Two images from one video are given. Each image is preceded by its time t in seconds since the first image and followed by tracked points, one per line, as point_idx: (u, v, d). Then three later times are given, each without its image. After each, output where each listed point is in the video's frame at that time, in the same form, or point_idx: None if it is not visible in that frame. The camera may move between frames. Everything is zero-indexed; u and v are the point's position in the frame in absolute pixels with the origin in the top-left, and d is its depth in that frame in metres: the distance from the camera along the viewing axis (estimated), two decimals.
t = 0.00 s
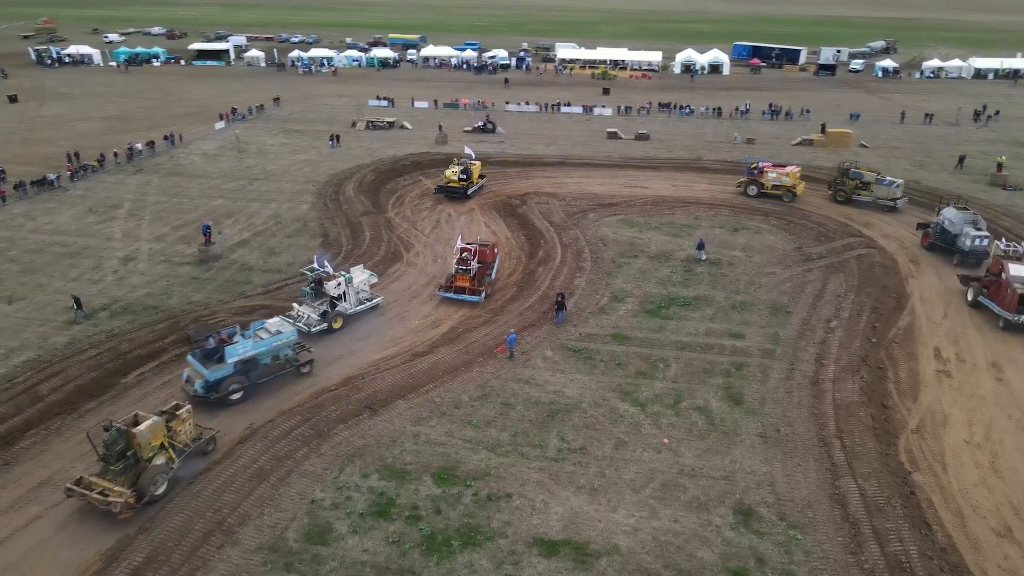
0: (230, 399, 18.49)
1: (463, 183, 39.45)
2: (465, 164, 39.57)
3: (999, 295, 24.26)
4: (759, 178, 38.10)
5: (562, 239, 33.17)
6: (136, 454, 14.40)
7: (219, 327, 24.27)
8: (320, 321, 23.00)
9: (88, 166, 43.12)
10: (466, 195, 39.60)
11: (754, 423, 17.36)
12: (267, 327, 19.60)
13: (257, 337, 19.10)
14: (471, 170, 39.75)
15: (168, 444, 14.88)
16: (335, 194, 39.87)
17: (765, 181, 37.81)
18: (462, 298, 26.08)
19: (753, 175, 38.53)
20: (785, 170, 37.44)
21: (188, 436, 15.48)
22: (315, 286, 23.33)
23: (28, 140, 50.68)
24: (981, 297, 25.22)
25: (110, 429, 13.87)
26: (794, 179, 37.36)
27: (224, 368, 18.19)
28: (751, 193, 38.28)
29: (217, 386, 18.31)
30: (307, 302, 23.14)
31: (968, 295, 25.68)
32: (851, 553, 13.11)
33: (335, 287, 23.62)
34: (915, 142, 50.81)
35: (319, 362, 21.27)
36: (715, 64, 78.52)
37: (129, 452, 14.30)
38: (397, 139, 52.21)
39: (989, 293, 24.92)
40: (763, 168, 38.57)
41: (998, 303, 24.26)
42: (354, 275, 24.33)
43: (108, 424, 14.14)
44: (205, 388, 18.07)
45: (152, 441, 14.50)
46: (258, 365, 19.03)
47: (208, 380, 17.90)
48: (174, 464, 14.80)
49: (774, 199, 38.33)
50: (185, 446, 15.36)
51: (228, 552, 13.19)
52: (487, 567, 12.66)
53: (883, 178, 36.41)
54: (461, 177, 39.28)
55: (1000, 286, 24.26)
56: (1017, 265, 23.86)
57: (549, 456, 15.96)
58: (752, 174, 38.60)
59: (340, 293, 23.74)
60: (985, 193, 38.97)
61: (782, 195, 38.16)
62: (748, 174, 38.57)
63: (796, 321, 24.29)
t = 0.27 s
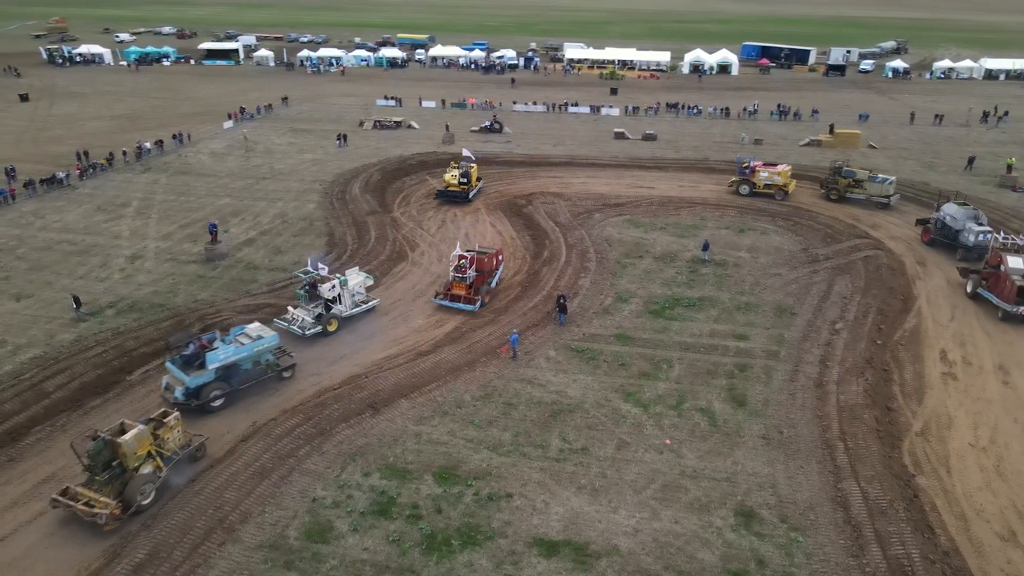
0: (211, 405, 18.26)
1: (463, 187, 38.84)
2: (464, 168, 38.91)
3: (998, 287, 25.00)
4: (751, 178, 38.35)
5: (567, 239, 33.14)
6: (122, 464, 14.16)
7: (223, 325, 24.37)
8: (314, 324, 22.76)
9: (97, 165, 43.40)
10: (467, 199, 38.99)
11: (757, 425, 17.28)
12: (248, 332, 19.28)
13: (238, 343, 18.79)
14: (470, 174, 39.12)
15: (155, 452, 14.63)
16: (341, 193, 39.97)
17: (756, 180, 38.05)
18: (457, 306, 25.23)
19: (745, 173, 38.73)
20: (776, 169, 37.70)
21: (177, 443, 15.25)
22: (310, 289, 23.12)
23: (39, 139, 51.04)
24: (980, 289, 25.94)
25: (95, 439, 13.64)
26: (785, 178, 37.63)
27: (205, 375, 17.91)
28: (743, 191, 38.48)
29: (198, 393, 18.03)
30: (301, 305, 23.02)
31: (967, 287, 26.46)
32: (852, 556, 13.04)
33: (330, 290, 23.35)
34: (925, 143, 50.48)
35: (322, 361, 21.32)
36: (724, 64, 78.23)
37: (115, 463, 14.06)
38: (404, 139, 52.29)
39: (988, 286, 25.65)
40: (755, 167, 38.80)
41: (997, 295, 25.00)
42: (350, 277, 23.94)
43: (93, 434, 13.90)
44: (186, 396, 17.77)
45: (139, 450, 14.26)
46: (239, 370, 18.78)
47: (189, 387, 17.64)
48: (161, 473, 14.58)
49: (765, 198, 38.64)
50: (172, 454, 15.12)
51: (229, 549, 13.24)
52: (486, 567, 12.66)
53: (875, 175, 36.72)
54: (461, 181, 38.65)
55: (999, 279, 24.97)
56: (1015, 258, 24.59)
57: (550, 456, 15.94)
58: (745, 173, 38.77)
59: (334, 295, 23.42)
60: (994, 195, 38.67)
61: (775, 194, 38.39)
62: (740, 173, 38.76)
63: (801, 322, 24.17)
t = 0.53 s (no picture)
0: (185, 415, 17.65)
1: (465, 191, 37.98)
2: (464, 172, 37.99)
3: (998, 276, 25.87)
4: (740, 176, 38.78)
5: (573, 239, 33.10)
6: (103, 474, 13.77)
7: (229, 323, 24.50)
8: (305, 327, 22.37)
9: (108, 163, 43.74)
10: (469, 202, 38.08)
11: (760, 427, 17.19)
12: (222, 339, 18.65)
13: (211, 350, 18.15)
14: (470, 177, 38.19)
15: (137, 462, 14.21)
16: (349, 193, 40.10)
17: (747, 178, 38.42)
18: (446, 314, 24.27)
19: (734, 172, 39.15)
20: (766, 167, 38.11)
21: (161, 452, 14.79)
22: (301, 292, 22.70)
23: (51, 137, 51.50)
24: (979, 279, 26.77)
25: (75, 448, 13.31)
26: (774, 176, 38.00)
27: (178, 384, 17.30)
28: (733, 190, 38.96)
29: (171, 403, 17.42)
30: (293, 308, 22.58)
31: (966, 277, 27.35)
32: (854, 560, 12.95)
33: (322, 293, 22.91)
34: (936, 144, 50.08)
35: (326, 360, 21.40)
36: (734, 64, 77.92)
37: (95, 472, 13.67)
38: (413, 138, 52.39)
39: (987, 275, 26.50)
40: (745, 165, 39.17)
41: (997, 284, 25.87)
42: (343, 280, 23.48)
43: (73, 442, 13.55)
44: (158, 406, 17.15)
45: (120, 460, 13.86)
46: (214, 379, 18.17)
47: (162, 397, 17.05)
48: (143, 484, 14.14)
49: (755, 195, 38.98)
50: (157, 463, 14.68)
51: (230, 546, 13.30)
52: (485, 567, 12.66)
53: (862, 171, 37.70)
54: (462, 185, 37.76)
55: (999, 269, 25.87)
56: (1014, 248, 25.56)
57: (552, 456, 15.92)
58: (735, 171, 39.15)
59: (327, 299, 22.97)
60: (1005, 197, 38.31)
61: (764, 192, 38.81)
62: (730, 172, 39.15)
63: (807, 324, 24.04)
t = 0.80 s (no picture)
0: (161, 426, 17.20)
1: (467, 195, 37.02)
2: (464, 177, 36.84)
3: (997, 267, 26.82)
4: (730, 175, 39.02)
5: (578, 239, 33.05)
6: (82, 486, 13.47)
7: (233, 321, 24.60)
8: (296, 331, 22.03)
9: (116, 162, 43.97)
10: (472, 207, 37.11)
11: (762, 429, 17.12)
12: (197, 346, 18.18)
13: (186, 359, 17.68)
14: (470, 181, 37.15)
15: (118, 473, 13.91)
16: (355, 192, 40.19)
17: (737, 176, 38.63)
18: (436, 323, 23.55)
19: (723, 172, 39.47)
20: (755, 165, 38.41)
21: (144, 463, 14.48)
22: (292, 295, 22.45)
23: (61, 136, 51.83)
24: (977, 270, 27.73)
25: (52, 459, 13.07)
26: (763, 174, 38.29)
27: (151, 394, 16.85)
28: (723, 189, 39.16)
29: (145, 414, 16.96)
30: (284, 312, 22.33)
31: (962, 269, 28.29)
32: (855, 563, 12.88)
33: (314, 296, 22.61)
34: (945, 145, 49.75)
35: (329, 358, 21.45)
36: (743, 64, 77.60)
37: (73, 484, 13.38)
38: (420, 138, 52.46)
39: (985, 266, 27.46)
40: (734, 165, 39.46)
41: (996, 274, 26.84)
42: (335, 284, 23.15)
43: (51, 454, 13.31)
44: (132, 418, 16.69)
45: (100, 471, 13.57)
46: (189, 387, 17.71)
47: (135, 408, 16.59)
48: (124, 496, 13.82)
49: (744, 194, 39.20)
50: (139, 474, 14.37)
51: (230, 543, 13.35)
52: (484, 566, 12.65)
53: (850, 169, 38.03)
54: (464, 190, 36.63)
55: (997, 259, 26.88)
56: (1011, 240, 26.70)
57: (553, 456, 15.90)
58: (724, 171, 39.41)
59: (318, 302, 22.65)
60: (1015, 199, 38.00)
61: (754, 190, 39.09)
62: (719, 171, 39.39)
63: (812, 325, 23.93)
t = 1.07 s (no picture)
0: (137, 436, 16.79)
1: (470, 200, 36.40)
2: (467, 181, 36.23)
3: (995, 259, 27.46)
4: (721, 174, 39.15)
5: (582, 239, 33.00)
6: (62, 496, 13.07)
7: (237, 319, 24.69)
8: (287, 334, 21.66)
9: (124, 160, 44.19)
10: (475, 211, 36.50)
11: (764, 430, 17.06)
12: (174, 354, 17.76)
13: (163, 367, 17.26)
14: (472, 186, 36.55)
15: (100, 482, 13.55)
16: (360, 191, 40.26)
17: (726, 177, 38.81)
18: (424, 331, 22.93)
19: (714, 170, 39.46)
20: (744, 165, 38.51)
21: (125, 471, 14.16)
22: (284, 299, 22.15)
23: (70, 135, 52.12)
24: (975, 262, 28.37)
25: (32, 469, 12.62)
26: (753, 173, 38.52)
27: (127, 403, 16.43)
28: (713, 188, 39.33)
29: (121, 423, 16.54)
30: (275, 316, 22.15)
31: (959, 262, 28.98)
32: (855, 565, 12.82)
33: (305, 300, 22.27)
34: (954, 146, 49.47)
35: (332, 357, 21.50)
36: (751, 64, 77.32)
37: (53, 494, 12.97)
38: (426, 137, 52.52)
39: (982, 258, 28.10)
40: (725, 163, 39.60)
41: (994, 266, 27.49)
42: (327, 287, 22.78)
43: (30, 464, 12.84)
44: (106, 428, 16.25)
45: (81, 481, 13.19)
46: (165, 396, 17.30)
47: (111, 417, 16.16)
48: (105, 505, 13.48)
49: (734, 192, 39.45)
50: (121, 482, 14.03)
51: (230, 541, 13.39)
52: (483, 566, 12.65)
53: (839, 168, 38.32)
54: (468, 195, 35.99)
55: (994, 251, 27.52)
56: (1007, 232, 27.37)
57: (553, 456, 15.88)
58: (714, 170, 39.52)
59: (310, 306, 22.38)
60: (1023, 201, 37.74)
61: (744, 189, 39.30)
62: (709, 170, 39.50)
63: (815, 327, 23.83)
